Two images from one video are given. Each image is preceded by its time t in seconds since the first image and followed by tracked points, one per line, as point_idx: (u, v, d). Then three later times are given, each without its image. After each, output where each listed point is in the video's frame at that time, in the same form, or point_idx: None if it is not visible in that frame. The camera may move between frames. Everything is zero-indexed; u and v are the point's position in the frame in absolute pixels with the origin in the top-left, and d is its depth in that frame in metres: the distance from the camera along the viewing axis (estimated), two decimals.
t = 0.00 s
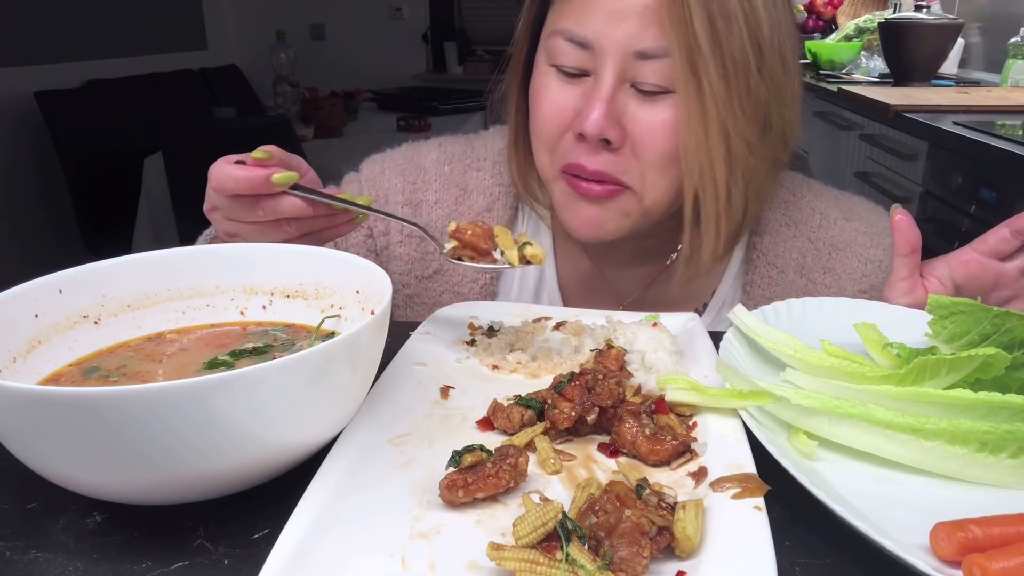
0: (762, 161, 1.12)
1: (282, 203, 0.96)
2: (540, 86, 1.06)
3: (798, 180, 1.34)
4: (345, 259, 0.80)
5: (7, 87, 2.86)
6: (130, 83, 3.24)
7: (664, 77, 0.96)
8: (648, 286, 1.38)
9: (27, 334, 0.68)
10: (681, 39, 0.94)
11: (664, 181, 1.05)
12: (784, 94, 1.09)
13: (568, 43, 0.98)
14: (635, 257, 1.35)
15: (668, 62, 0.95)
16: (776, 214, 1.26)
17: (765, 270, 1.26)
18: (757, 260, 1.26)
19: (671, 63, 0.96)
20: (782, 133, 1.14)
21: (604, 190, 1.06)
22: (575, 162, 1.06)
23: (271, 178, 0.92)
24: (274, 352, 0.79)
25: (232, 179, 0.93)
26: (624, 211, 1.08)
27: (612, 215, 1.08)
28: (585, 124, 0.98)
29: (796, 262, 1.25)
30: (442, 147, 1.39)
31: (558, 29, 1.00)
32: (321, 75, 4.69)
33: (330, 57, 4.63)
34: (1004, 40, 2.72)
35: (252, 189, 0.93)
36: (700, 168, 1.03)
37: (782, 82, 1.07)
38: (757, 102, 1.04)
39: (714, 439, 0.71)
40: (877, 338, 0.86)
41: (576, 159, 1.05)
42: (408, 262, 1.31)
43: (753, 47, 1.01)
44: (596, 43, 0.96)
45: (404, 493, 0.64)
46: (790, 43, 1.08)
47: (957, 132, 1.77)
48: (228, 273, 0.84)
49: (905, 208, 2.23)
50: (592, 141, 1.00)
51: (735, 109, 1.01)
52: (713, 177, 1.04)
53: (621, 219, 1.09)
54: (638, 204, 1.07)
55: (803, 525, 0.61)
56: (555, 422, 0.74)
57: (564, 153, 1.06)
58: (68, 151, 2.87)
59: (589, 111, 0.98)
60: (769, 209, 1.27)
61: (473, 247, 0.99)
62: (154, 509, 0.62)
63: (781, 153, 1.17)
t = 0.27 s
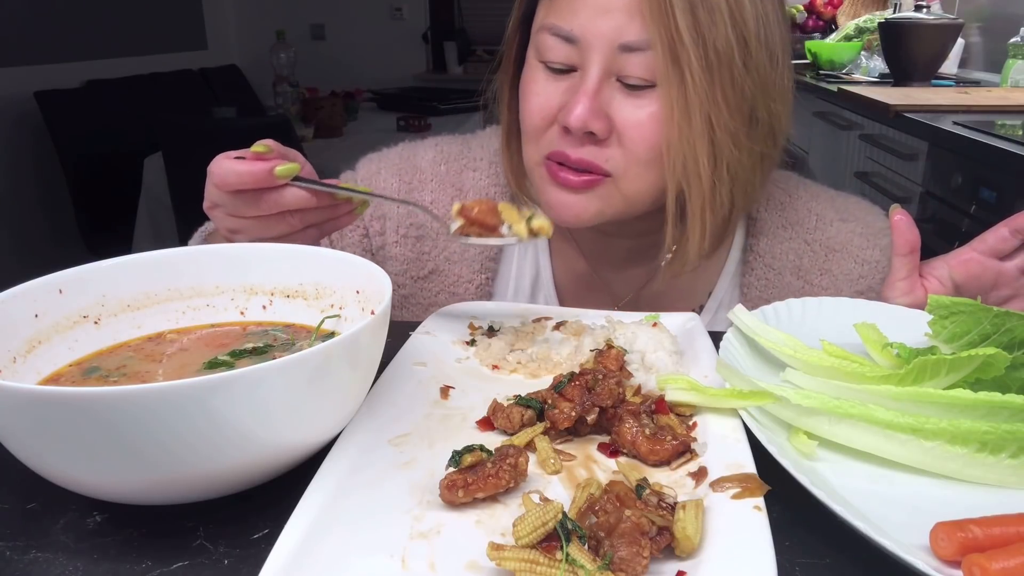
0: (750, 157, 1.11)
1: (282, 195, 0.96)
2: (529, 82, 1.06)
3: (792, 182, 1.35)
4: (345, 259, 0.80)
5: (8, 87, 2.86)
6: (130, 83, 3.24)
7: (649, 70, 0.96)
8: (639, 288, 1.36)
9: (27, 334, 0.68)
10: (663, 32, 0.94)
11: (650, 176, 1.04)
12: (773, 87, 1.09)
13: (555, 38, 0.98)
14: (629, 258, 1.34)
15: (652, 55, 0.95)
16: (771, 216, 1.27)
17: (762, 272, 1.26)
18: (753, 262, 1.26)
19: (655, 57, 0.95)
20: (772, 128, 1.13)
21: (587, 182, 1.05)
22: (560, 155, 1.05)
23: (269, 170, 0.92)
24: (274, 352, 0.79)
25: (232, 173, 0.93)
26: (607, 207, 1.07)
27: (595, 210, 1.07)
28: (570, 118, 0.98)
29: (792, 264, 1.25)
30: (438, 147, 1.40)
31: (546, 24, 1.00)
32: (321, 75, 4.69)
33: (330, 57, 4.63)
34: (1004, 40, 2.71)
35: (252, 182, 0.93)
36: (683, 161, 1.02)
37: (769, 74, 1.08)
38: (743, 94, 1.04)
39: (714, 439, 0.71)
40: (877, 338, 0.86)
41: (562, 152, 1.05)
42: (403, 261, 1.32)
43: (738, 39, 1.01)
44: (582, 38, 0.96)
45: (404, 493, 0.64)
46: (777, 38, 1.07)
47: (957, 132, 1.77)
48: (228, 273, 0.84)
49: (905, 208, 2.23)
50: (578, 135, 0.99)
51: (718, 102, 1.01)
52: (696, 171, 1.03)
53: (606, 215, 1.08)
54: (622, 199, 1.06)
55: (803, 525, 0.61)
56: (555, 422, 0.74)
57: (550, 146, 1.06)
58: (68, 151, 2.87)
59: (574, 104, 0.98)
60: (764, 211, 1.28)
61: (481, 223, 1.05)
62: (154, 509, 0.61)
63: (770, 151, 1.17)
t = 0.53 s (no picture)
0: (748, 153, 1.09)
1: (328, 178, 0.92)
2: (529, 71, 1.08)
3: (790, 184, 1.34)
4: (345, 260, 0.80)
5: (8, 87, 2.86)
6: (130, 83, 3.24)
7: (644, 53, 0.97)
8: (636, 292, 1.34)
9: (27, 333, 0.68)
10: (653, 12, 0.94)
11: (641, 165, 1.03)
12: (768, 77, 1.06)
13: (553, 25, 1.01)
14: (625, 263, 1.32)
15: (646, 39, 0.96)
16: (771, 220, 1.26)
17: (763, 277, 1.26)
18: (755, 266, 1.26)
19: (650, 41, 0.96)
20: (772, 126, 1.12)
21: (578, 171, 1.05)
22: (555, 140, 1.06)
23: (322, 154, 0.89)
24: (274, 352, 0.78)
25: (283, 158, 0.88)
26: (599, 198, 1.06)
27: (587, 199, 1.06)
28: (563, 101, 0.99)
29: (793, 268, 1.25)
30: (440, 143, 1.40)
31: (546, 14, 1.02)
32: (321, 75, 4.69)
33: (330, 57, 4.63)
34: (1004, 40, 2.71)
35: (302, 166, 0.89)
36: (674, 149, 1.00)
37: (766, 64, 1.06)
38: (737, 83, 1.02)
39: (715, 439, 0.71)
40: (877, 338, 0.86)
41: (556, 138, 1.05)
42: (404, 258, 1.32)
43: (732, 26, 1.00)
44: (578, 24, 0.98)
45: (404, 493, 0.64)
46: (778, 29, 1.06)
47: (957, 132, 1.77)
48: (228, 273, 0.84)
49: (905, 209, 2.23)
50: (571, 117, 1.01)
51: (711, 89, 1.00)
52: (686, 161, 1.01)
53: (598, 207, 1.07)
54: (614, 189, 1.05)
55: (803, 525, 0.60)
56: (555, 422, 0.74)
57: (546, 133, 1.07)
58: (69, 151, 2.87)
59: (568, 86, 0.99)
60: (764, 215, 1.27)
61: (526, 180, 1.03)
62: (154, 509, 0.61)
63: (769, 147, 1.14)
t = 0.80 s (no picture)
0: (748, 140, 1.07)
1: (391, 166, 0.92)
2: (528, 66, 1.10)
3: (793, 184, 1.34)
4: (345, 260, 0.80)
5: (8, 87, 2.86)
6: (130, 83, 3.24)
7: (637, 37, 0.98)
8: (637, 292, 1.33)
9: (27, 334, 0.68)
10: None
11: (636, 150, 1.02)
12: (764, 63, 1.05)
13: (551, 17, 1.03)
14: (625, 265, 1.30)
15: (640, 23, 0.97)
16: (775, 221, 1.26)
17: (767, 279, 1.25)
18: (759, 267, 1.25)
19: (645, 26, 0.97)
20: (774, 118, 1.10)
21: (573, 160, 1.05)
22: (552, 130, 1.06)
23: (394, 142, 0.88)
24: (274, 352, 0.78)
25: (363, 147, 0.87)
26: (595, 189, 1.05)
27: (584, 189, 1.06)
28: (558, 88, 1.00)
29: (797, 270, 1.25)
30: (450, 138, 1.40)
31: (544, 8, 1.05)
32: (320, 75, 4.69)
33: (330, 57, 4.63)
34: (1004, 40, 2.71)
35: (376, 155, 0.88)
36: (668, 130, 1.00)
37: (761, 50, 1.04)
38: (733, 66, 1.01)
39: (715, 439, 0.71)
40: (877, 338, 0.86)
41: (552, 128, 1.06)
42: (413, 255, 1.31)
43: (726, 10, 0.99)
44: (573, 16, 1.00)
45: (404, 493, 0.64)
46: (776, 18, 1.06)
47: (957, 132, 1.77)
48: (228, 273, 0.84)
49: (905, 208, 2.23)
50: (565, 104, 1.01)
51: (705, 71, 0.99)
52: (679, 142, 1.00)
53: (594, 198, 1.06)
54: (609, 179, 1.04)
55: (803, 525, 0.60)
56: (555, 422, 0.74)
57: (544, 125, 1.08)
58: (69, 151, 2.87)
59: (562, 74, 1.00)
60: (767, 216, 1.27)
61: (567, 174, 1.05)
62: (154, 509, 0.61)
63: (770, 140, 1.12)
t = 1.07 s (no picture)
0: (737, 145, 1.08)
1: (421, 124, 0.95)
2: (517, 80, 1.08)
3: (794, 182, 1.33)
4: (345, 260, 0.80)
5: (8, 87, 2.86)
6: (130, 83, 3.24)
7: (625, 48, 0.97)
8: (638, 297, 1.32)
9: (27, 333, 0.68)
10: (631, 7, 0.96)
11: (628, 163, 1.01)
12: (753, 70, 1.05)
13: (538, 29, 1.02)
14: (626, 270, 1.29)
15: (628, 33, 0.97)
16: (777, 221, 1.26)
17: (771, 280, 1.26)
18: (763, 270, 1.25)
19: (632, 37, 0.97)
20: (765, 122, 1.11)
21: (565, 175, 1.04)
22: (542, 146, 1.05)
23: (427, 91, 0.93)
24: (274, 352, 0.78)
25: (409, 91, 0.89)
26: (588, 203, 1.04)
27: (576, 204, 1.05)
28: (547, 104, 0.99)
29: (801, 271, 1.25)
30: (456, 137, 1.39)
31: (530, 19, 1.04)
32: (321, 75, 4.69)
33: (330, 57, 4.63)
34: (1004, 40, 2.71)
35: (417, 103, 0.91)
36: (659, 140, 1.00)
37: (750, 58, 1.04)
38: (722, 73, 1.02)
39: (715, 439, 0.71)
40: (877, 338, 0.87)
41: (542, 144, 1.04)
42: (422, 252, 1.33)
43: (713, 17, 1.00)
44: (561, 27, 0.99)
45: (404, 493, 0.64)
46: (763, 26, 1.06)
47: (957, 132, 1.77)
48: (227, 273, 0.84)
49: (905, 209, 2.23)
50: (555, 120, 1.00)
51: (694, 79, 0.99)
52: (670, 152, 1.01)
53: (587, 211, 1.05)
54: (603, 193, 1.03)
55: (803, 525, 0.61)
56: (555, 422, 0.74)
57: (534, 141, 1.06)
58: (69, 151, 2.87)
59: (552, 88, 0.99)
60: (769, 216, 1.26)
61: (576, 166, 1.07)
62: (154, 509, 0.61)
63: (762, 145, 1.13)
